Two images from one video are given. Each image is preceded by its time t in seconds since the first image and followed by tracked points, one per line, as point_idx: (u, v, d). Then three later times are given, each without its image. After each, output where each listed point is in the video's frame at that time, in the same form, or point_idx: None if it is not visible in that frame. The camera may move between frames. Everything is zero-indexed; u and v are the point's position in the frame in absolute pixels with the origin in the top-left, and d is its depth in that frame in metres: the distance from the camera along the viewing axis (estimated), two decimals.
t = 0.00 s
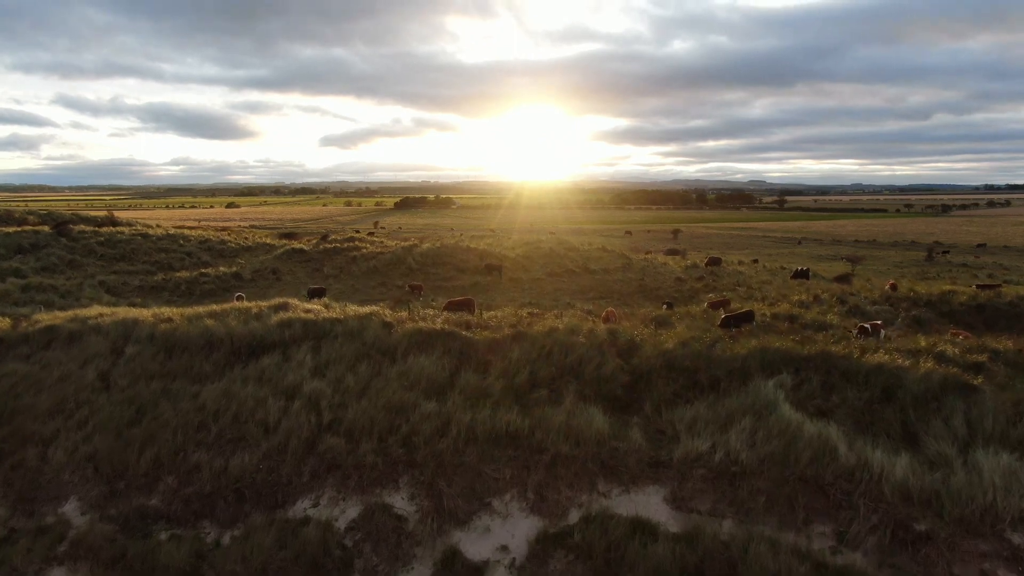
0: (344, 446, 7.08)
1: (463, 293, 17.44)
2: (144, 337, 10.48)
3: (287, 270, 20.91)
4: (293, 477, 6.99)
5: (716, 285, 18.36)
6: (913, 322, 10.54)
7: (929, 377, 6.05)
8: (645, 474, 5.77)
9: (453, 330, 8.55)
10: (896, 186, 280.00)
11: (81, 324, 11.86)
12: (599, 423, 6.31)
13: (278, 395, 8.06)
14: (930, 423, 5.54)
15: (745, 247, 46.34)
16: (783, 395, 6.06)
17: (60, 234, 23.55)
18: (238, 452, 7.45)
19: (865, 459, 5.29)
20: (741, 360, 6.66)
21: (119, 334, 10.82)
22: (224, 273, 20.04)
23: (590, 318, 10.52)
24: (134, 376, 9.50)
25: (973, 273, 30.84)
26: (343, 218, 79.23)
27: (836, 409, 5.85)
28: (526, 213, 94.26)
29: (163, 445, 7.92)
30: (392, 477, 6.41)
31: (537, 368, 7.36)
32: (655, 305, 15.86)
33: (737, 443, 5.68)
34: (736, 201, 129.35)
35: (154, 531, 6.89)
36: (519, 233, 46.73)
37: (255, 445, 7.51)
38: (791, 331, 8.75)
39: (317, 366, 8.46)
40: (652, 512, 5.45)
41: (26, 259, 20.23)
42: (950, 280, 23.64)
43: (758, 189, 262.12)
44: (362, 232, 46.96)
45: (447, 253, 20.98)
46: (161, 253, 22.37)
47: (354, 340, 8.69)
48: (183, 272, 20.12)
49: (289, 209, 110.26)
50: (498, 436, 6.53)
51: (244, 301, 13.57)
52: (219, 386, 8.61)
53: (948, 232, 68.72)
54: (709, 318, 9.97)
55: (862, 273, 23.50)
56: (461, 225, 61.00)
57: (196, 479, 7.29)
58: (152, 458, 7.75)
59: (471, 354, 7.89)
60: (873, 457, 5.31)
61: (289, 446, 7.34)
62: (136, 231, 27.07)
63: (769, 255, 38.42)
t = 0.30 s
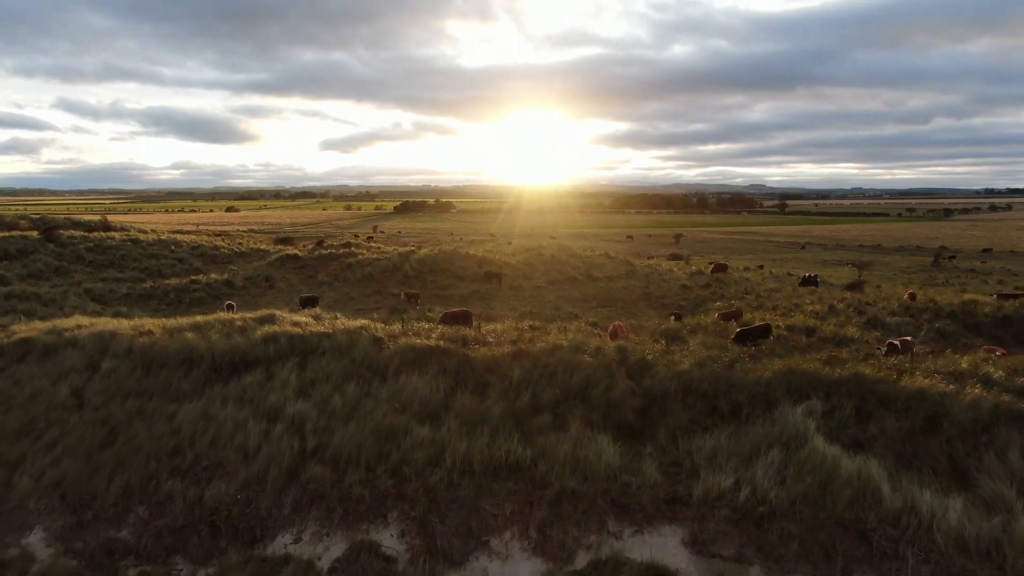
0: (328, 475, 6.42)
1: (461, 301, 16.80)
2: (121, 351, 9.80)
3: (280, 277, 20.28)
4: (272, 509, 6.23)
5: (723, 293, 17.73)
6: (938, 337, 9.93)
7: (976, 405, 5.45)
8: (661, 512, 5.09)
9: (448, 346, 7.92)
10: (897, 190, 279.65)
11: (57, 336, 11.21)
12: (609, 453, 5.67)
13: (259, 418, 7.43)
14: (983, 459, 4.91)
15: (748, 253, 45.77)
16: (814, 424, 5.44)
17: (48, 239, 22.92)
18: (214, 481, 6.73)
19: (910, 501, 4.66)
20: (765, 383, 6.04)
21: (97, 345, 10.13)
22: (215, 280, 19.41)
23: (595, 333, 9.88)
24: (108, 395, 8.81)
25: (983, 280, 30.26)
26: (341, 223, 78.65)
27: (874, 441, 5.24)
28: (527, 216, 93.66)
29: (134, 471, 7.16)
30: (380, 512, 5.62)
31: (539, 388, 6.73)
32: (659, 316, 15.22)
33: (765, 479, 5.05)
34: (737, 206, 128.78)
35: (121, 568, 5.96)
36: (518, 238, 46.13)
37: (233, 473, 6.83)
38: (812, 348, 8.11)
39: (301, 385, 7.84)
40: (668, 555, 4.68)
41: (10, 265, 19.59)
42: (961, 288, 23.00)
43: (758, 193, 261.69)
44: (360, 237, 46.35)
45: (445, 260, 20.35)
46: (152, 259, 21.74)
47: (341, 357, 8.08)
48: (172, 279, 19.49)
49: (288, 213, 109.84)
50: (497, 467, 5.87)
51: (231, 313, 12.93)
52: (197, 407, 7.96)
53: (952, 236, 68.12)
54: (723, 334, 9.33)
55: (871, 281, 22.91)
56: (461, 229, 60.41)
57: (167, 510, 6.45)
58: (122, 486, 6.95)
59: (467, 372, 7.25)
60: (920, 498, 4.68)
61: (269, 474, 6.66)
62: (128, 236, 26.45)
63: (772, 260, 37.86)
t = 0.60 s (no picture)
0: (311, 505, 5.74)
1: (459, 309, 16.20)
2: (96, 365, 9.12)
3: (273, 283, 19.67)
4: (247, 546, 5.40)
5: (730, 301, 17.14)
6: (965, 352, 9.33)
7: None
8: (680, 556, 4.38)
9: (443, 362, 7.32)
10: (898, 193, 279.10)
11: (30, 347, 10.58)
12: (622, 489, 5.05)
13: (238, 443, 6.81)
14: None
15: (750, 256, 45.31)
16: (853, 458, 4.84)
17: (35, 244, 22.29)
18: (187, 513, 5.98)
19: (973, 552, 4.01)
20: (794, 409, 5.45)
21: (71, 358, 9.51)
22: (205, 286, 18.82)
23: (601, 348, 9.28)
24: (78, 413, 8.04)
25: (992, 285, 29.69)
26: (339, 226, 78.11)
27: (922, 479, 4.64)
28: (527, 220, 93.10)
29: (100, 500, 6.32)
30: (366, 551, 4.85)
31: (542, 411, 6.11)
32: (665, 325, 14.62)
33: (798, 520, 4.41)
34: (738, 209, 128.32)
35: None
36: (518, 243, 45.58)
37: (206, 504, 6.15)
38: (837, 366, 7.51)
39: (283, 407, 7.23)
40: None
41: None
42: (974, 295, 22.37)
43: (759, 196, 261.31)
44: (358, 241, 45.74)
45: (443, 266, 19.76)
46: (141, 265, 21.12)
47: (328, 376, 7.47)
48: (161, 286, 18.87)
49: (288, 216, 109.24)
50: (496, 503, 5.21)
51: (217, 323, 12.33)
52: (172, 430, 7.30)
53: (956, 240, 67.63)
54: (738, 349, 8.73)
55: (880, 287, 22.33)
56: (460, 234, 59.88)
57: (134, 545, 5.61)
58: (87, 516, 6.10)
59: (463, 393, 6.64)
60: (982, 548, 4.05)
61: (245, 504, 5.95)
62: (118, 240, 25.83)
63: (777, 265, 37.30)
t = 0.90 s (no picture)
0: (286, 548, 4.83)
1: (457, 317, 15.55)
2: (65, 380, 8.43)
3: (265, 289, 19.04)
4: None
5: (738, 307, 16.48)
6: (997, 366, 8.72)
7: None
8: None
9: (438, 381, 6.70)
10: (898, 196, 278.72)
11: None
12: (638, 531, 4.41)
13: (212, 471, 6.18)
14: None
15: (753, 260, 44.78)
16: (904, 500, 4.23)
17: (21, 248, 21.67)
18: (154, 550, 5.25)
19: None
20: (830, 440, 4.85)
21: (40, 371, 8.88)
22: (195, 292, 18.20)
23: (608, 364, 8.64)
24: (44, 431, 7.18)
25: (1001, 289, 29.11)
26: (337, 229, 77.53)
27: (986, 525, 4.03)
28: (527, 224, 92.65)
29: (60, 533, 5.53)
30: None
31: (546, 438, 5.49)
32: (672, 335, 13.96)
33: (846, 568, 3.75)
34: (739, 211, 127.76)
35: None
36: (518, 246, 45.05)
37: (175, 541, 5.45)
38: (866, 386, 6.90)
39: (261, 431, 6.60)
40: None
41: None
42: (989, 301, 21.66)
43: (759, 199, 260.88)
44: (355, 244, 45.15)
45: (440, 271, 19.11)
46: (130, 270, 20.51)
47: (311, 396, 6.85)
48: (149, 292, 18.24)
49: (286, 219, 108.67)
50: (495, 547, 4.51)
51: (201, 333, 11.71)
52: (142, 454, 6.64)
53: (959, 242, 67.12)
54: (756, 366, 8.09)
55: (890, 292, 21.74)
56: (460, 236, 59.49)
57: None
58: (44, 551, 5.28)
59: (459, 416, 6.02)
60: None
61: (219, 542, 5.14)
62: (108, 245, 25.21)
63: (781, 269, 36.73)
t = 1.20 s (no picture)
0: None
1: (455, 323, 14.95)
2: (30, 393, 7.79)
3: (258, 293, 18.45)
4: None
5: (747, 313, 15.90)
6: None
7: None
8: None
9: (430, 401, 6.09)
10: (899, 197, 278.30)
11: None
12: None
13: (182, 501, 5.53)
14: None
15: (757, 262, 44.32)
16: (970, 553, 3.64)
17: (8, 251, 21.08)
18: None
19: None
20: (877, 478, 4.28)
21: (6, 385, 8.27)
22: (184, 297, 17.59)
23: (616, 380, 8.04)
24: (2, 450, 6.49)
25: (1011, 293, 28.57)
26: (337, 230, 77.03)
27: None
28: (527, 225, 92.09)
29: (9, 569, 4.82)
30: None
31: (551, 469, 4.88)
32: (680, 342, 13.36)
33: None
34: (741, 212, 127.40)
35: None
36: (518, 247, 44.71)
37: None
38: (900, 408, 6.32)
39: (237, 456, 5.98)
40: None
41: None
42: (1002, 306, 21.05)
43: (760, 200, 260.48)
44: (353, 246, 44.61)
45: (438, 275, 18.50)
46: (119, 273, 19.92)
47: (292, 416, 6.25)
48: (137, 296, 17.65)
49: (285, 219, 108.10)
50: None
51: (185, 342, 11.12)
52: (107, 479, 5.98)
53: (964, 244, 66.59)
54: (777, 383, 7.49)
55: (901, 297, 21.18)
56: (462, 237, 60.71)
57: None
58: None
59: (454, 443, 5.42)
60: None
61: None
62: (100, 247, 24.63)
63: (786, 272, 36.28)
